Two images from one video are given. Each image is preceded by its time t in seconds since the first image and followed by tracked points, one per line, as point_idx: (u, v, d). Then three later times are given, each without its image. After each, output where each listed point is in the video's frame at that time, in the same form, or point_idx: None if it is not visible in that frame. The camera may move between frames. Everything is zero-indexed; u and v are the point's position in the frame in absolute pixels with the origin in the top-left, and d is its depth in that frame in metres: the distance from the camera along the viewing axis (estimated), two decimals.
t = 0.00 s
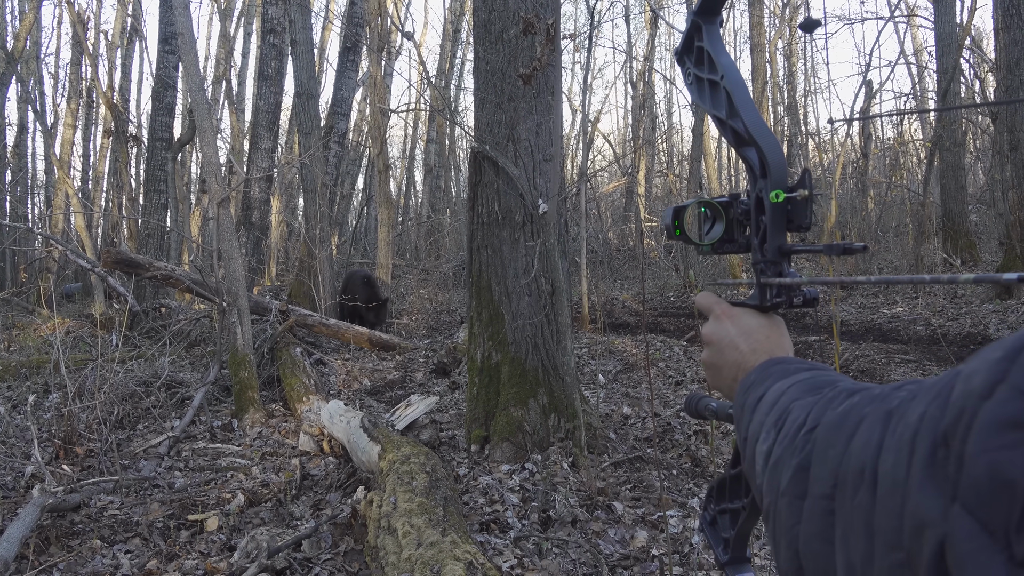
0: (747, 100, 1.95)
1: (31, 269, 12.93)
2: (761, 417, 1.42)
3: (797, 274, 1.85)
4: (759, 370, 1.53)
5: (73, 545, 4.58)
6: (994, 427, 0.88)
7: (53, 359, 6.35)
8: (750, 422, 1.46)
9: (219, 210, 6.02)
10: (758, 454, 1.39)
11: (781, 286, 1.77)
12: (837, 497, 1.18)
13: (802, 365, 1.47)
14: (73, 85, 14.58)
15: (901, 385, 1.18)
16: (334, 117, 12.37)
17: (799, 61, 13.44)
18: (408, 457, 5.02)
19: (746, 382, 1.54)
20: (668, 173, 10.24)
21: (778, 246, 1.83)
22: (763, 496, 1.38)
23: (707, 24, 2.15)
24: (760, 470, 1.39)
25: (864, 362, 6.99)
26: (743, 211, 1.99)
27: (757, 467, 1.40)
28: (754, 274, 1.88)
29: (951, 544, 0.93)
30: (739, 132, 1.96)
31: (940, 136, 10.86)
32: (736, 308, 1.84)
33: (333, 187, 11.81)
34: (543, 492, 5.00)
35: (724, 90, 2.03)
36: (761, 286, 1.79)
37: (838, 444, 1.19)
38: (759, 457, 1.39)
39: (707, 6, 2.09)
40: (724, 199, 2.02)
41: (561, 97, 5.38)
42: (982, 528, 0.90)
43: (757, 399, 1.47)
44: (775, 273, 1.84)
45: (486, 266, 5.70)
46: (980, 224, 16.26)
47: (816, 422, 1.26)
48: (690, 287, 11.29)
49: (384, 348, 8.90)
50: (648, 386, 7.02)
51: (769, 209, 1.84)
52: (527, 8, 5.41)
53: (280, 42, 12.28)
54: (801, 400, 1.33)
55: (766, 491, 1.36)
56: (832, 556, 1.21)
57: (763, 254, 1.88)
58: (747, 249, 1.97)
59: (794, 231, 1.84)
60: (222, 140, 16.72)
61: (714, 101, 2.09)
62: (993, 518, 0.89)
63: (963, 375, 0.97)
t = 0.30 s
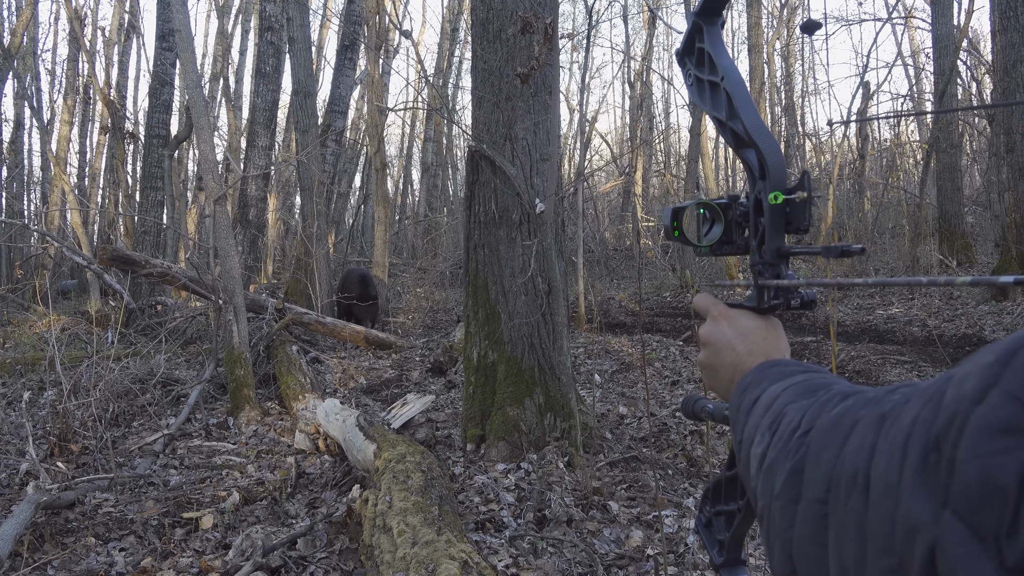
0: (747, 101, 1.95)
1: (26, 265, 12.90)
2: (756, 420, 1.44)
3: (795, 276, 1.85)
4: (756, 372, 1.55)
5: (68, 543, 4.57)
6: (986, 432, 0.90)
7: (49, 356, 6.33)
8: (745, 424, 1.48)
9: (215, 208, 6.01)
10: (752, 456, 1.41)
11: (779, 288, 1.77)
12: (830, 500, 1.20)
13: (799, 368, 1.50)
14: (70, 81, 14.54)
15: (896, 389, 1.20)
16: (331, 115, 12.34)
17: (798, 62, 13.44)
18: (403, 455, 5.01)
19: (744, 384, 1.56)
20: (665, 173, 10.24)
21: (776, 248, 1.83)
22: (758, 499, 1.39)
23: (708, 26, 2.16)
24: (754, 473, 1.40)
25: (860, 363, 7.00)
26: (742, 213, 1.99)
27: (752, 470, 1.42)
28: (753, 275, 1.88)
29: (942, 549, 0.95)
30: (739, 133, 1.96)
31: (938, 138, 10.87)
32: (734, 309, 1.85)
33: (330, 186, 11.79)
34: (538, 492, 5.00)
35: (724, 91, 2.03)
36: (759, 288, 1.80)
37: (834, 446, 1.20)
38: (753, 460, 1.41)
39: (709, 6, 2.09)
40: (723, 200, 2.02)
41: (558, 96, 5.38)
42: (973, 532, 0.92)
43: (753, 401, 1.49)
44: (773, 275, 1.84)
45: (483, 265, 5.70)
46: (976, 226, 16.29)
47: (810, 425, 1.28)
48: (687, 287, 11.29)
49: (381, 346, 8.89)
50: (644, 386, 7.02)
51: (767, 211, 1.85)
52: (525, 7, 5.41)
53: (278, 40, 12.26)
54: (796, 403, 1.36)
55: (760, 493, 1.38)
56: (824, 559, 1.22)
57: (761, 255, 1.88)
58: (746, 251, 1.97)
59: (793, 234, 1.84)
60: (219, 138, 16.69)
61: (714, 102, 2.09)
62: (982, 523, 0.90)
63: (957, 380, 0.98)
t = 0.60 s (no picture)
0: (734, 103, 1.96)
1: (19, 262, 12.84)
2: (745, 421, 1.46)
3: (784, 277, 1.86)
4: (746, 374, 1.58)
5: (60, 540, 4.56)
6: (965, 436, 0.90)
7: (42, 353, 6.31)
8: (735, 425, 1.50)
9: (210, 205, 6.00)
10: (742, 458, 1.43)
11: (768, 289, 1.79)
12: (816, 502, 1.21)
13: (789, 369, 1.52)
14: (64, 77, 14.48)
15: (881, 390, 1.21)
16: (327, 113, 12.33)
17: (793, 62, 13.48)
18: (397, 454, 5.02)
19: (733, 385, 1.58)
20: (660, 173, 10.25)
21: (765, 249, 1.84)
22: (747, 499, 1.41)
23: (695, 27, 2.16)
24: (744, 474, 1.42)
25: (853, 363, 7.02)
26: (731, 214, 2.00)
27: (742, 471, 1.44)
28: (742, 277, 1.89)
29: (921, 553, 0.96)
30: (726, 135, 1.97)
31: (933, 139, 10.89)
32: (724, 311, 1.86)
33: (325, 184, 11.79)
34: (532, 490, 5.01)
35: (711, 93, 2.04)
36: (748, 289, 1.81)
37: (820, 448, 1.21)
38: (742, 461, 1.43)
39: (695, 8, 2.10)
40: (712, 202, 2.03)
41: (554, 95, 5.36)
42: (951, 538, 0.92)
43: (743, 402, 1.51)
44: (763, 276, 1.86)
45: (477, 264, 5.70)
46: (969, 227, 16.36)
47: (798, 427, 1.30)
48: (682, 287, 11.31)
49: (375, 345, 8.87)
50: (638, 385, 7.03)
51: (756, 212, 1.85)
52: (520, 6, 5.43)
53: (273, 37, 12.26)
54: (785, 404, 1.37)
55: (749, 494, 1.40)
56: (811, 560, 1.23)
57: (750, 257, 1.89)
58: (736, 252, 1.98)
59: (782, 234, 1.85)
60: (213, 135, 16.64)
61: (701, 103, 2.09)
62: (960, 528, 0.90)
63: (938, 383, 0.99)
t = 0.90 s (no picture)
0: (723, 107, 1.98)
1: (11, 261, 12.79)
2: (731, 424, 1.47)
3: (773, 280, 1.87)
4: (733, 377, 1.58)
5: (52, 540, 4.55)
6: (937, 441, 0.92)
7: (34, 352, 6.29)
8: (722, 428, 1.51)
9: (203, 204, 5.98)
10: (728, 460, 1.44)
11: (758, 292, 1.78)
12: (799, 505, 1.22)
13: (775, 372, 1.52)
14: (56, 75, 14.41)
15: (864, 394, 1.22)
16: (321, 112, 12.31)
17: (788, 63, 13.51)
18: (390, 454, 5.02)
19: (722, 388, 1.59)
20: (655, 173, 10.26)
21: (755, 253, 1.85)
22: (733, 501, 1.42)
23: (685, 33, 2.19)
24: (730, 476, 1.43)
25: (846, 364, 7.04)
26: (721, 218, 2.02)
27: (728, 473, 1.45)
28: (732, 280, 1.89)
29: (896, 556, 0.98)
30: (715, 139, 1.98)
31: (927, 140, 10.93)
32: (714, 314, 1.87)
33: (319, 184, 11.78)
34: (525, 490, 5.01)
35: (700, 98, 2.06)
36: (737, 292, 1.80)
37: (802, 452, 1.23)
38: (728, 463, 1.43)
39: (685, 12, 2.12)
40: (703, 206, 2.05)
41: (547, 95, 5.37)
42: (924, 542, 0.94)
43: (731, 405, 1.52)
44: (752, 280, 1.86)
45: (471, 265, 5.70)
46: (962, 228, 16.43)
47: (782, 430, 1.30)
48: (676, 287, 11.33)
49: (369, 345, 8.87)
50: (632, 386, 7.04)
51: (744, 216, 1.87)
52: (515, 7, 5.43)
53: (267, 36, 12.24)
54: (771, 407, 1.38)
55: (735, 497, 1.41)
56: (793, 562, 1.24)
57: (740, 260, 1.89)
58: (726, 256, 1.99)
59: (771, 239, 1.86)
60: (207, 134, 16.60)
61: (690, 108, 2.11)
62: (933, 533, 0.92)
63: (913, 389, 1.00)
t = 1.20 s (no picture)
0: (712, 112, 1.92)
1: None
2: (725, 428, 1.43)
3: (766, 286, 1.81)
4: (729, 380, 1.53)
5: (38, 544, 4.48)
6: (921, 445, 0.89)
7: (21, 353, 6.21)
8: (716, 432, 1.47)
9: (193, 203, 5.89)
10: (721, 463, 1.41)
11: (749, 297, 1.71)
12: (789, 509, 1.20)
13: (771, 375, 1.48)
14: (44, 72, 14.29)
15: (856, 397, 1.19)
16: (313, 110, 12.20)
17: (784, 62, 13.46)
18: (383, 456, 4.95)
19: (716, 392, 1.55)
20: (650, 173, 10.20)
21: (746, 258, 1.79)
22: (724, 504, 1.40)
23: (673, 36, 2.13)
24: (722, 479, 1.40)
25: (843, 365, 6.99)
26: (713, 224, 1.96)
27: (720, 476, 1.42)
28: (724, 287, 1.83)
29: (880, 561, 0.96)
30: (705, 144, 1.93)
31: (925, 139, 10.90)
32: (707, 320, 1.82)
33: (311, 183, 11.71)
34: (519, 493, 4.96)
35: (690, 103, 2.01)
36: (728, 298, 1.74)
37: (792, 457, 1.20)
38: (721, 467, 1.40)
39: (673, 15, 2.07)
40: (694, 211, 1.99)
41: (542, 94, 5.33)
42: (907, 547, 0.92)
43: (725, 409, 1.48)
44: (744, 286, 1.79)
45: (464, 265, 5.63)
46: (960, 228, 16.44)
47: (774, 432, 1.27)
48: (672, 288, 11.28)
49: (361, 345, 8.81)
50: (627, 387, 6.99)
51: (735, 221, 1.81)
52: (510, 4, 5.36)
53: (259, 33, 12.16)
54: (764, 410, 1.35)
55: (726, 501, 1.38)
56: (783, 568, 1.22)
57: (732, 266, 1.84)
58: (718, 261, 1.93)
59: (763, 243, 1.80)
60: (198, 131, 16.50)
61: (680, 113, 2.05)
62: (915, 538, 0.90)
63: (899, 391, 0.97)
